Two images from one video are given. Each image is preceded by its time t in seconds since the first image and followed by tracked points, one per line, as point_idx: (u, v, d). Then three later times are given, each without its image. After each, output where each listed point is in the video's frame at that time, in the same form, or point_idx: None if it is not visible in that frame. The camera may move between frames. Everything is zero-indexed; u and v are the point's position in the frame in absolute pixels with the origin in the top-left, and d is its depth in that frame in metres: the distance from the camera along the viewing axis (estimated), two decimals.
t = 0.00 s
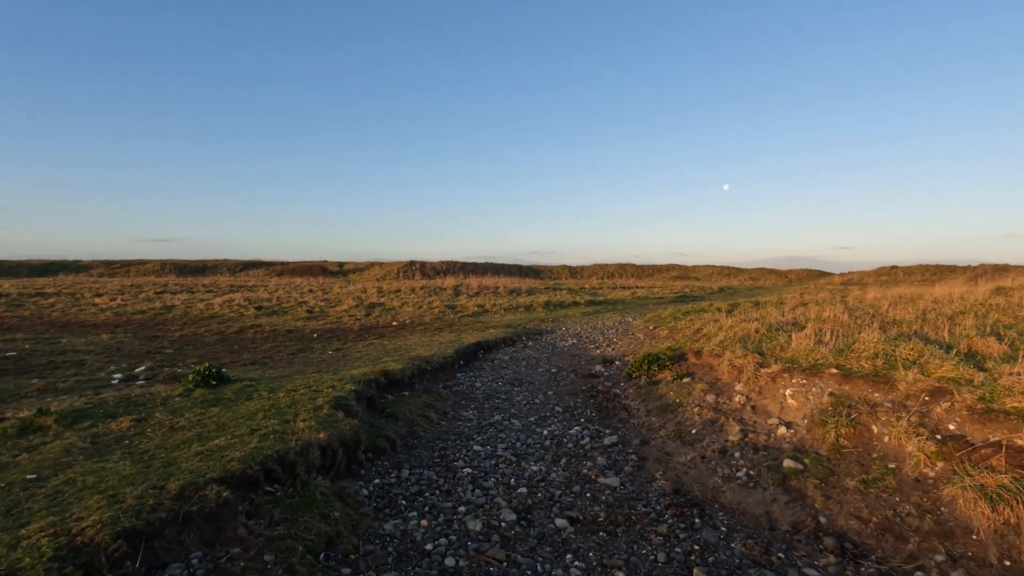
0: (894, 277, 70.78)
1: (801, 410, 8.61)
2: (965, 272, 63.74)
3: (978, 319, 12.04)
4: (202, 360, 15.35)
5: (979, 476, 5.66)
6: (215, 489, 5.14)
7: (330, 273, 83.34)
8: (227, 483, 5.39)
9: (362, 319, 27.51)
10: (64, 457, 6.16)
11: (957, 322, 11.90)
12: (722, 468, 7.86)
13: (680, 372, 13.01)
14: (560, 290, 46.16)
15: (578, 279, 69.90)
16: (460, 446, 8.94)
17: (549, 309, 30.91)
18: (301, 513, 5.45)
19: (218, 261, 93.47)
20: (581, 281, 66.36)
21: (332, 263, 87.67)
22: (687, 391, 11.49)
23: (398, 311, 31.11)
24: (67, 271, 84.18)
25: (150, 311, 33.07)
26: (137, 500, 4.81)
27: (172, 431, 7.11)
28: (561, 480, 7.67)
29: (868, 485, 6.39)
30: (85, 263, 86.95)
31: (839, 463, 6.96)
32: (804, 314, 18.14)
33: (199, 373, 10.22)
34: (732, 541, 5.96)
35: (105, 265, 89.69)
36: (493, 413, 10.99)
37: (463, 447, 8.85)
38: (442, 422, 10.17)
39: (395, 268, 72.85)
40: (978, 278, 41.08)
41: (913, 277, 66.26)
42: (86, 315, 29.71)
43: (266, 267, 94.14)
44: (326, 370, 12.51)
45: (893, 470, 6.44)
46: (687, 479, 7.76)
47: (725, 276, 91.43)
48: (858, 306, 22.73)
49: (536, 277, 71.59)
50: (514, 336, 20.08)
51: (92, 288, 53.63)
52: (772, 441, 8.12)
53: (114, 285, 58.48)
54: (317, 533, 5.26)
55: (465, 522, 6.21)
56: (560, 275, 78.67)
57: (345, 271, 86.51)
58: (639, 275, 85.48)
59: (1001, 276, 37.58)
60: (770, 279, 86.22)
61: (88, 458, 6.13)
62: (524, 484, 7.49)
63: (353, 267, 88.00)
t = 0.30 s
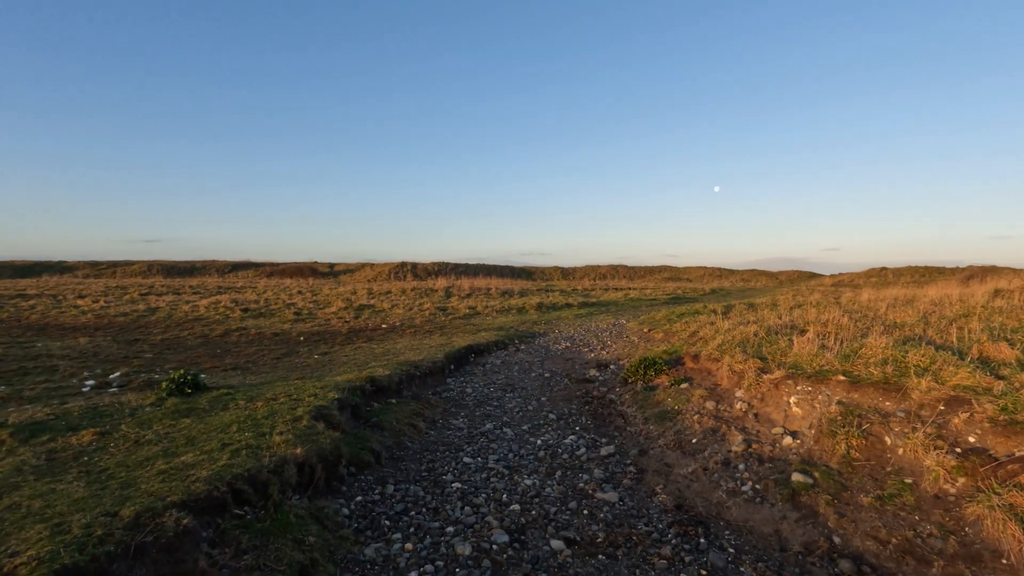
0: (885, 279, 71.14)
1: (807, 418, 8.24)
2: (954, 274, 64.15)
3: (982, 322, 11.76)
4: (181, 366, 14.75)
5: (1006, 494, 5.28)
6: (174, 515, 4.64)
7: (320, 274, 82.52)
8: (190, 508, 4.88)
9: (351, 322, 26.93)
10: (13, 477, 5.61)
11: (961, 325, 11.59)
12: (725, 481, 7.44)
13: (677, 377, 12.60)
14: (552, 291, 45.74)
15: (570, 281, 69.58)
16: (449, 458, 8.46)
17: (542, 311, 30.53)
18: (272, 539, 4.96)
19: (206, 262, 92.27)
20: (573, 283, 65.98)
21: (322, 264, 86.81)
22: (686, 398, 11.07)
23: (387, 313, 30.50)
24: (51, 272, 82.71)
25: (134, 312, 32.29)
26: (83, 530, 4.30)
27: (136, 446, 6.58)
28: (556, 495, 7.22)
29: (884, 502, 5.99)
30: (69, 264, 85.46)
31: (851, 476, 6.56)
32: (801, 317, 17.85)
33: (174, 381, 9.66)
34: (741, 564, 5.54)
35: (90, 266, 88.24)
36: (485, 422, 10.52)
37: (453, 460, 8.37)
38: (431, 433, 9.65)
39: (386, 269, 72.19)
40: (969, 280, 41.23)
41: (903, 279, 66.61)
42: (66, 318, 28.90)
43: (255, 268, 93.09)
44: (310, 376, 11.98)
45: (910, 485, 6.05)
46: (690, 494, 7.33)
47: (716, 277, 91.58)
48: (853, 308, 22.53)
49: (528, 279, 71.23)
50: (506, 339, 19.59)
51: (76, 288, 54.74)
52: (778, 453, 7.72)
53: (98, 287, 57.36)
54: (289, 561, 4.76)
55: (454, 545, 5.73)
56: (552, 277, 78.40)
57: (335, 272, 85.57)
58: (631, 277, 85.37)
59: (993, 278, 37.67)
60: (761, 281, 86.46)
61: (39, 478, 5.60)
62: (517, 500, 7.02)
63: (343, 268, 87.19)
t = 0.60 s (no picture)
0: (874, 280, 71.50)
1: (811, 428, 7.82)
2: (942, 274, 64.57)
3: (985, 325, 11.46)
4: (157, 372, 14.12)
5: None
6: (116, 549, 4.12)
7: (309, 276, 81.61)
8: (136, 540, 4.36)
9: (338, 325, 26.30)
10: None
11: (963, 328, 11.27)
12: (727, 496, 7.00)
13: (673, 382, 12.18)
14: (544, 293, 45.32)
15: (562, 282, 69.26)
16: (433, 471, 7.95)
17: (533, 314, 30.10)
18: (230, 572, 4.44)
19: (192, 263, 90.99)
20: (565, 285, 65.69)
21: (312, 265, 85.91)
22: (682, 405, 10.64)
23: (375, 316, 29.93)
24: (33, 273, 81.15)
25: (115, 315, 31.46)
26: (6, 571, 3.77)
27: (89, 464, 6.02)
28: (547, 514, 6.73)
29: (900, 522, 5.57)
30: (53, 265, 83.93)
31: (863, 492, 6.14)
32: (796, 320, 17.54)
33: (141, 390, 9.07)
34: None
35: (73, 267, 86.59)
36: (473, 431, 10.01)
37: (438, 474, 7.86)
38: (415, 443, 9.13)
39: (375, 271, 71.47)
40: (958, 281, 41.43)
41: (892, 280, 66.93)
42: (43, 320, 28.02)
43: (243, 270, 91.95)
44: (289, 383, 11.41)
45: (928, 503, 5.65)
46: (690, 510, 6.88)
47: (707, 278, 91.69)
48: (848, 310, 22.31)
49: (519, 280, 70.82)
50: (497, 342, 19.10)
51: (57, 288, 55.76)
52: (782, 466, 7.30)
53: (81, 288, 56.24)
54: None
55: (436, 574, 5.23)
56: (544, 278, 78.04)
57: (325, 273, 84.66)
58: (622, 278, 85.23)
59: (982, 279, 37.83)
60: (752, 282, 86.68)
61: None
62: (505, 519, 6.53)
63: (332, 269, 86.28)
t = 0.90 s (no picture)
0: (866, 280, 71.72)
1: (819, 438, 7.46)
2: (934, 275, 64.85)
3: (990, 327, 11.19)
4: (136, 377, 13.55)
5: None
6: None
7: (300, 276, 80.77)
8: None
9: (327, 326, 25.73)
10: None
11: (969, 331, 10.99)
12: (733, 511, 6.61)
13: (671, 387, 11.79)
14: (537, 294, 44.96)
15: (555, 283, 68.95)
16: (422, 485, 7.50)
17: (527, 315, 29.71)
18: None
19: (181, 264, 89.89)
20: (559, 285, 65.31)
21: (303, 266, 85.12)
22: (681, 411, 10.25)
23: (366, 317, 29.34)
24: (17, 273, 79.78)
25: (98, 317, 30.69)
26: None
27: (43, 484, 5.52)
28: (544, 532, 6.31)
29: (921, 542, 5.20)
30: (38, 266, 82.60)
31: (879, 509, 5.78)
32: (795, 322, 17.25)
33: (112, 398, 8.55)
34: None
35: (59, 267, 85.28)
36: (464, 440, 9.56)
37: (426, 488, 7.42)
38: (404, 454, 8.68)
39: (368, 271, 70.82)
40: (950, 282, 41.52)
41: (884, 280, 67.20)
42: (22, 322, 27.24)
43: (233, 270, 90.98)
44: (272, 389, 10.90)
45: (951, 522, 5.30)
46: (694, 527, 6.49)
47: (700, 279, 91.73)
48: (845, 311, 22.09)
49: (512, 281, 70.43)
50: (489, 345, 18.65)
51: (41, 288, 55.82)
52: (790, 478, 6.93)
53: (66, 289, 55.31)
54: None
55: None
56: (537, 278, 77.64)
57: (316, 274, 83.81)
58: (615, 279, 85.01)
59: (975, 280, 37.88)
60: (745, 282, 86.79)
61: None
62: (498, 539, 6.10)
63: (324, 270, 85.50)
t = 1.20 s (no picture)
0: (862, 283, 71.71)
1: (840, 450, 7.01)
2: (930, 278, 64.84)
3: (1005, 331, 10.82)
4: (118, 385, 12.97)
5: None
6: None
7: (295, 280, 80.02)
8: None
9: (320, 331, 25.16)
10: None
11: (985, 335, 10.61)
12: (752, 530, 6.15)
13: (676, 394, 11.33)
14: (534, 297, 44.51)
15: (552, 287, 68.55)
16: (416, 502, 6.98)
17: (524, 318, 29.24)
18: None
19: (174, 267, 89.01)
20: (556, 289, 64.85)
21: (297, 270, 84.41)
22: (689, 420, 9.78)
23: (360, 321, 28.78)
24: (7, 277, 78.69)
25: (85, 321, 29.97)
26: None
27: None
28: (549, 555, 5.81)
29: (964, 568, 4.76)
30: (28, 270, 81.56)
31: (913, 529, 5.34)
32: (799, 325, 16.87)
33: (86, 408, 8.01)
34: None
35: (50, 270, 84.19)
36: (462, 452, 9.06)
37: (421, 505, 6.91)
38: (397, 467, 8.16)
39: (363, 275, 70.20)
40: (949, 285, 41.39)
41: (880, 284, 67.19)
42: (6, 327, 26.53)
43: (227, 274, 90.16)
44: (259, 397, 10.37)
45: (995, 546, 4.87)
46: (710, 548, 6.01)
47: (697, 282, 91.57)
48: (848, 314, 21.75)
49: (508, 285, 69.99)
50: (486, 350, 18.13)
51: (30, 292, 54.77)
52: (812, 494, 6.47)
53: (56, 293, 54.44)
54: None
55: None
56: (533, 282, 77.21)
57: (311, 277, 83.09)
58: (611, 282, 84.71)
59: (974, 283, 37.75)
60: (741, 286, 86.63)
61: None
62: (499, 563, 5.61)
63: (319, 273, 84.84)
